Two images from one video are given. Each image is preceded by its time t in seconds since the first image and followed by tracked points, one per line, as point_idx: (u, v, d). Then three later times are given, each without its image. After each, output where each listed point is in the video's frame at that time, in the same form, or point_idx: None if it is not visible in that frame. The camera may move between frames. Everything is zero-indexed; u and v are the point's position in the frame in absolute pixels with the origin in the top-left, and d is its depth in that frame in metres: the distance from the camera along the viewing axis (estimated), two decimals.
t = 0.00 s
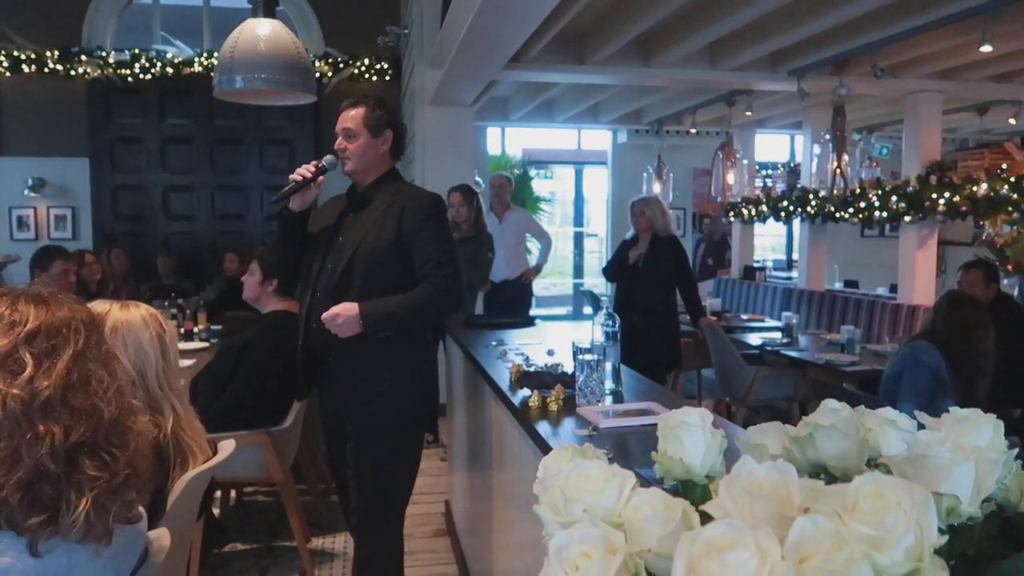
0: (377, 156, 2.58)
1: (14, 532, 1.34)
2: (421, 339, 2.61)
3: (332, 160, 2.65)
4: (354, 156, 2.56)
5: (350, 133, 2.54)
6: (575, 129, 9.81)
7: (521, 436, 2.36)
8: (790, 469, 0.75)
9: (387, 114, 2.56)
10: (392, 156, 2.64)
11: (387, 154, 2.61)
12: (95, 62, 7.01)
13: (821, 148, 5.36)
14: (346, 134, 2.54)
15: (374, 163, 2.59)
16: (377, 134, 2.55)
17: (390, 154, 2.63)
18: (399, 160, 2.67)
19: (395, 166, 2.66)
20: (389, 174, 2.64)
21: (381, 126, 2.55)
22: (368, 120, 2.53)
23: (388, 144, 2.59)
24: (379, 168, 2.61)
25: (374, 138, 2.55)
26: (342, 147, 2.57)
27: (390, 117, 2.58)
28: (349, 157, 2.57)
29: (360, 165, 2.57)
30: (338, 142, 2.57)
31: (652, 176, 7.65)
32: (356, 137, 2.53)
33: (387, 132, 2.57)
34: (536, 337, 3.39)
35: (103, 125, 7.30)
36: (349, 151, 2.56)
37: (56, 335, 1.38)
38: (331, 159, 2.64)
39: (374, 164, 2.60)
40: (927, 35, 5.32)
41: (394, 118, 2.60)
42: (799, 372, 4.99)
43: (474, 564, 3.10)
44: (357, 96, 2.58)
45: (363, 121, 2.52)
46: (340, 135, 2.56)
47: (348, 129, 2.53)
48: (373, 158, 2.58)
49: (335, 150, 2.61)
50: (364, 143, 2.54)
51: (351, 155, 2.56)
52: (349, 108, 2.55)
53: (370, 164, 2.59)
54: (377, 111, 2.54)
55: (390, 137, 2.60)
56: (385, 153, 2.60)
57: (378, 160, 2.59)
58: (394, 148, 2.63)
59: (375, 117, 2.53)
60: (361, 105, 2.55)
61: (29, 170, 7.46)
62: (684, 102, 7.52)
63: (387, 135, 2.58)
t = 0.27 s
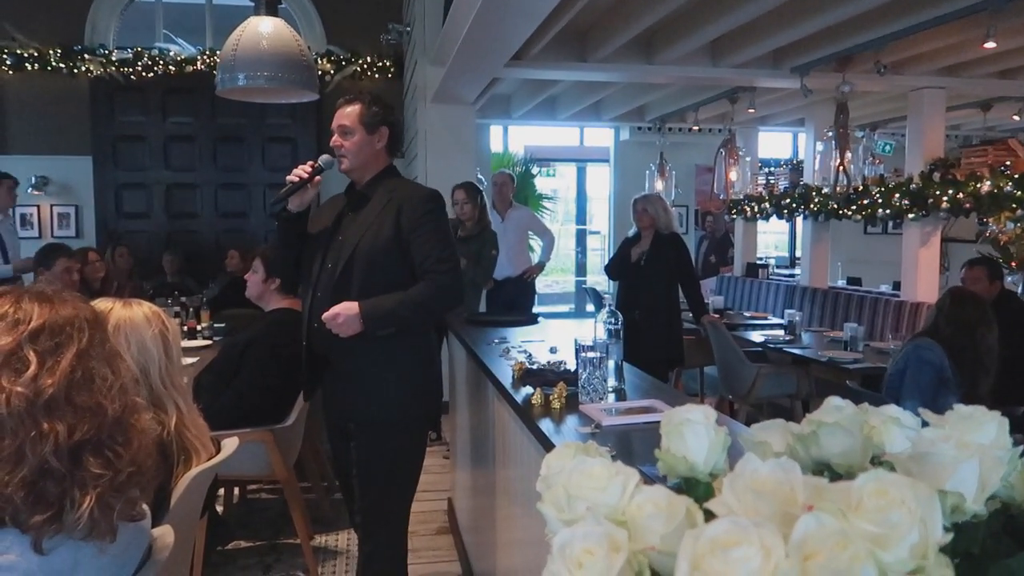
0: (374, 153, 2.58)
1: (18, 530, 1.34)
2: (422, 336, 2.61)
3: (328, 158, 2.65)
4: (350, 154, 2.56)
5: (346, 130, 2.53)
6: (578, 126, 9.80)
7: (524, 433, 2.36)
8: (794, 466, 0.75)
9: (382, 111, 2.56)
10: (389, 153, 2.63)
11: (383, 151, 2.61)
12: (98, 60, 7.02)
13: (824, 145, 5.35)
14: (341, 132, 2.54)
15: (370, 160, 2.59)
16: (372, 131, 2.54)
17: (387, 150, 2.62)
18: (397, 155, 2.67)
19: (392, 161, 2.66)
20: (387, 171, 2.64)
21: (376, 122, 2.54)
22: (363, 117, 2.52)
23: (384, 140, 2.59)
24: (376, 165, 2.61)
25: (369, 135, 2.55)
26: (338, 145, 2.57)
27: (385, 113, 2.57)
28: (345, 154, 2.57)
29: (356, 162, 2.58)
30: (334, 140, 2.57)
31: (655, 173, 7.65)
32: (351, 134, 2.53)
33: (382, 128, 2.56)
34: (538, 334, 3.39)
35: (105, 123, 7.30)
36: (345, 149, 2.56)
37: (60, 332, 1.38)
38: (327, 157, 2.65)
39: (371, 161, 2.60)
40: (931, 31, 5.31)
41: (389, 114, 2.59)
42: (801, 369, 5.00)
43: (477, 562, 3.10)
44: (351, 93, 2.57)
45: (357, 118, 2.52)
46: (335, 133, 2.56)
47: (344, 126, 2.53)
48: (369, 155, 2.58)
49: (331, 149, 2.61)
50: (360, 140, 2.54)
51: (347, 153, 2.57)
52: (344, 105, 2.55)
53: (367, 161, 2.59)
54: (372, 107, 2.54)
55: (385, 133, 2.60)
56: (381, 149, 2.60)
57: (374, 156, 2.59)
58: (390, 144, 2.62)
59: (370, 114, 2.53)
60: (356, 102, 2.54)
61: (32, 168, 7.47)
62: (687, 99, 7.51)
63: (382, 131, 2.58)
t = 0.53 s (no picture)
0: (369, 150, 2.59)
1: (20, 528, 1.35)
2: (421, 334, 2.61)
3: (324, 158, 2.66)
4: (344, 153, 2.57)
5: (340, 129, 2.54)
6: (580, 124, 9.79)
7: (525, 431, 2.35)
8: (795, 464, 0.75)
9: (375, 108, 2.56)
10: (384, 150, 2.63)
11: (378, 149, 2.61)
12: (100, 59, 7.02)
13: (826, 143, 5.34)
14: (335, 131, 2.55)
15: (366, 158, 2.60)
16: (365, 129, 2.55)
17: (382, 147, 2.63)
18: (393, 153, 2.67)
19: (388, 159, 2.66)
20: (383, 169, 2.64)
21: (370, 120, 2.54)
22: (356, 115, 2.52)
23: (378, 138, 2.59)
24: (371, 163, 2.62)
25: (363, 133, 2.55)
26: (332, 145, 2.58)
27: (378, 110, 2.58)
28: (339, 153, 2.57)
29: (352, 161, 2.58)
30: (328, 139, 2.57)
31: (656, 171, 7.65)
32: (345, 133, 2.54)
33: (375, 126, 2.57)
34: (539, 332, 3.39)
35: (107, 121, 7.30)
36: (339, 147, 2.57)
37: (61, 330, 1.38)
38: (323, 156, 2.66)
39: (366, 159, 2.60)
40: (935, 28, 5.29)
41: (384, 112, 2.59)
42: (803, 367, 5.00)
43: (479, 559, 3.10)
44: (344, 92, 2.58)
45: (350, 116, 2.52)
46: (330, 132, 2.57)
47: (338, 125, 2.54)
48: (364, 153, 2.58)
49: (326, 148, 2.61)
50: (354, 138, 2.54)
51: (342, 152, 2.57)
52: (337, 105, 2.56)
53: (362, 159, 2.59)
54: (365, 105, 2.54)
55: (380, 131, 2.60)
56: (376, 147, 2.60)
57: (369, 154, 2.60)
58: (385, 140, 2.62)
59: (362, 112, 2.53)
60: (349, 100, 2.54)
61: (34, 166, 7.48)
62: (688, 97, 7.51)
63: (376, 129, 2.58)
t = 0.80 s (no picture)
0: (370, 148, 2.58)
1: (26, 525, 1.35)
2: (423, 333, 2.61)
3: (327, 155, 2.65)
4: (346, 150, 2.57)
5: (343, 126, 2.54)
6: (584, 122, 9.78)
7: (529, 429, 2.35)
8: (799, 463, 0.75)
9: (378, 106, 2.56)
10: (386, 148, 2.63)
11: (381, 146, 2.61)
12: (104, 57, 7.05)
13: (830, 141, 5.33)
14: (338, 128, 2.55)
15: (367, 155, 2.59)
16: (368, 126, 2.54)
17: (384, 145, 2.62)
18: (395, 151, 2.67)
19: (390, 157, 2.66)
20: (383, 166, 2.64)
21: (373, 117, 2.54)
22: (359, 112, 2.52)
23: (381, 135, 2.59)
24: (372, 161, 2.62)
25: (365, 130, 2.55)
26: (335, 141, 2.58)
27: (380, 108, 2.57)
28: (341, 151, 2.57)
29: (353, 158, 2.58)
30: (331, 137, 2.57)
31: (660, 170, 7.64)
32: (348, 130, 2.53)
33: (378, 123, 2.56)
34: (543, 330, 3.39)
35: (111, 120, 7.31)
36: (341, 144, 2.56)
37: (66, 328, 1.39)
38: (326, 153, 2.65)
39: (368, 156, 2.60)
40: (939, 25, 5.27)
41: (385, 110, 2.59)
42: (807, 365, 4.99)
43: (482, 557, 3.10)
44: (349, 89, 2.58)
45: (354, 113, 2.52)
46: (333, 129, 2.57)
47: (341, 122, 2.54)
48: (366, 150, 2.58)
49: (329, 145, 2.61)
50: (356, 135, 2.54)
51: (344, 149, 2.57)
52: (341, 101, 2.55)
53: (363, 157, 2.59)
54: (369, 102, 2.54)
55: (382, 128, 2.59)
56: (377, 144, 2.60)
57: (370, 152, 2.59)
58: (387, 138, 2.62)
59: (365, 109, 2.53)
60: (353, 97, 2.54)
61: (38, 165, 7.50)
62: (692, 95, 7.50)
63: (379, 126, 2.58)
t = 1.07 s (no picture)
0: (367, 149, 2.58)
1: (26, 524, 1.35)
2: (421, 332, 2.61)
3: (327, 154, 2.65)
4: (343, 150, 2.57)
5: (339, 127, 2.55)
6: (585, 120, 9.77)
7: (529, 427, 2.35)
8: (799, 462, 0.75)
9: (375, 107, 2.56)
10: (385, 147, 2.62)
11: (379, 146, 2.61)
12: (104, 56, 7.05)
13: (831, 140, 5.33)
14: (335, 129, 2.56)
15: (365, 155, 2.59)
16: (364, 126, 2.55)
17: (382, 145, 2.62)
18: (395, 150, 2.66)
19: (389, 156, 2.66)
20: (382, 165, 2.64)
21: (369, 118, 2.54)
22: (355, 113, 2.53)
23: (378, 135, 2.58)
24: (370, 161, 2.62)
25: (362, 131, 2.55)
26: (332, 142, 2.59)
27: (378, 108, 2.57)
28: (338, 151, 2.58)
29: (351, 158, 2.59)
30: (329, 138, 2.59)
31: (660, 168, 7.63)
32: (344, 130, 2.54)
33: (375, 123, 2.56)
34: (543, 329, 3.39)
35: (111, 119, 7.31)
36: (339, 145, 2.57)
37: (66, 328, 1.39)
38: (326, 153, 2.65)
39: (366, 156, 2.60)
40: (938, 24, 5.28)
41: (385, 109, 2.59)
42: (807, 364, 4.99)
43: (482, 556, 3.11)
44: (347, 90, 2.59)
45: (350, 114, 2.53)
46: (331, 130, 2.58)
47: (338, 123, 2.55)
48: (363, 150, 2.58)
49: (327, 146, 2.62)
50: (352, 136, 2.55)
51: (341, 150, 2.58)
52: (339, 103, 2.56)
53: (360, 157, 2.59)
54: (365, 103, 2.54)
55: (379, 128, 2.59)
56: (375, 144, 2.59)
57: (367, 152, 2.59)
58: (385, 137, 2.61)
59: (361, 110, 2.54)
60: (349, 98, 2.55)
61: (39, 164, 7.50)
62: (692, 93, 7.50)
63: (376, 125, 2.57)
